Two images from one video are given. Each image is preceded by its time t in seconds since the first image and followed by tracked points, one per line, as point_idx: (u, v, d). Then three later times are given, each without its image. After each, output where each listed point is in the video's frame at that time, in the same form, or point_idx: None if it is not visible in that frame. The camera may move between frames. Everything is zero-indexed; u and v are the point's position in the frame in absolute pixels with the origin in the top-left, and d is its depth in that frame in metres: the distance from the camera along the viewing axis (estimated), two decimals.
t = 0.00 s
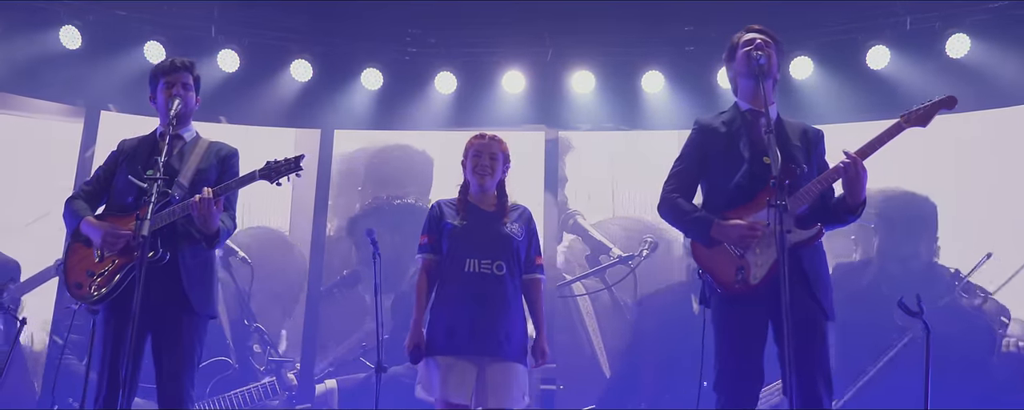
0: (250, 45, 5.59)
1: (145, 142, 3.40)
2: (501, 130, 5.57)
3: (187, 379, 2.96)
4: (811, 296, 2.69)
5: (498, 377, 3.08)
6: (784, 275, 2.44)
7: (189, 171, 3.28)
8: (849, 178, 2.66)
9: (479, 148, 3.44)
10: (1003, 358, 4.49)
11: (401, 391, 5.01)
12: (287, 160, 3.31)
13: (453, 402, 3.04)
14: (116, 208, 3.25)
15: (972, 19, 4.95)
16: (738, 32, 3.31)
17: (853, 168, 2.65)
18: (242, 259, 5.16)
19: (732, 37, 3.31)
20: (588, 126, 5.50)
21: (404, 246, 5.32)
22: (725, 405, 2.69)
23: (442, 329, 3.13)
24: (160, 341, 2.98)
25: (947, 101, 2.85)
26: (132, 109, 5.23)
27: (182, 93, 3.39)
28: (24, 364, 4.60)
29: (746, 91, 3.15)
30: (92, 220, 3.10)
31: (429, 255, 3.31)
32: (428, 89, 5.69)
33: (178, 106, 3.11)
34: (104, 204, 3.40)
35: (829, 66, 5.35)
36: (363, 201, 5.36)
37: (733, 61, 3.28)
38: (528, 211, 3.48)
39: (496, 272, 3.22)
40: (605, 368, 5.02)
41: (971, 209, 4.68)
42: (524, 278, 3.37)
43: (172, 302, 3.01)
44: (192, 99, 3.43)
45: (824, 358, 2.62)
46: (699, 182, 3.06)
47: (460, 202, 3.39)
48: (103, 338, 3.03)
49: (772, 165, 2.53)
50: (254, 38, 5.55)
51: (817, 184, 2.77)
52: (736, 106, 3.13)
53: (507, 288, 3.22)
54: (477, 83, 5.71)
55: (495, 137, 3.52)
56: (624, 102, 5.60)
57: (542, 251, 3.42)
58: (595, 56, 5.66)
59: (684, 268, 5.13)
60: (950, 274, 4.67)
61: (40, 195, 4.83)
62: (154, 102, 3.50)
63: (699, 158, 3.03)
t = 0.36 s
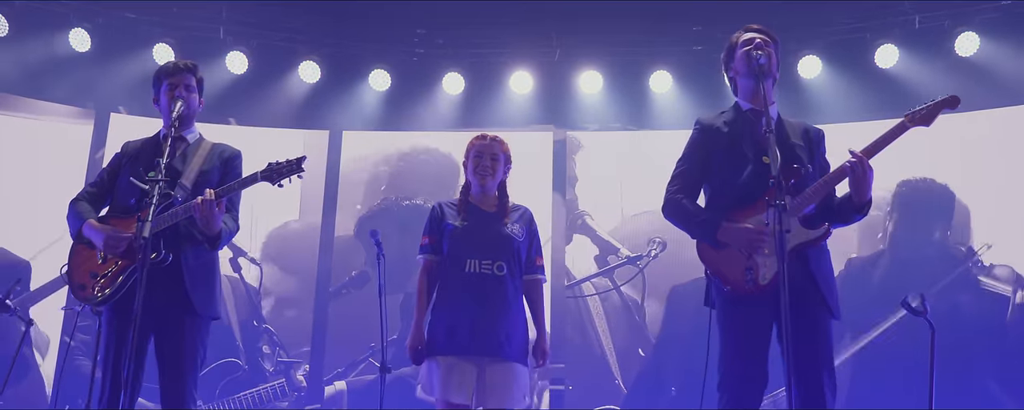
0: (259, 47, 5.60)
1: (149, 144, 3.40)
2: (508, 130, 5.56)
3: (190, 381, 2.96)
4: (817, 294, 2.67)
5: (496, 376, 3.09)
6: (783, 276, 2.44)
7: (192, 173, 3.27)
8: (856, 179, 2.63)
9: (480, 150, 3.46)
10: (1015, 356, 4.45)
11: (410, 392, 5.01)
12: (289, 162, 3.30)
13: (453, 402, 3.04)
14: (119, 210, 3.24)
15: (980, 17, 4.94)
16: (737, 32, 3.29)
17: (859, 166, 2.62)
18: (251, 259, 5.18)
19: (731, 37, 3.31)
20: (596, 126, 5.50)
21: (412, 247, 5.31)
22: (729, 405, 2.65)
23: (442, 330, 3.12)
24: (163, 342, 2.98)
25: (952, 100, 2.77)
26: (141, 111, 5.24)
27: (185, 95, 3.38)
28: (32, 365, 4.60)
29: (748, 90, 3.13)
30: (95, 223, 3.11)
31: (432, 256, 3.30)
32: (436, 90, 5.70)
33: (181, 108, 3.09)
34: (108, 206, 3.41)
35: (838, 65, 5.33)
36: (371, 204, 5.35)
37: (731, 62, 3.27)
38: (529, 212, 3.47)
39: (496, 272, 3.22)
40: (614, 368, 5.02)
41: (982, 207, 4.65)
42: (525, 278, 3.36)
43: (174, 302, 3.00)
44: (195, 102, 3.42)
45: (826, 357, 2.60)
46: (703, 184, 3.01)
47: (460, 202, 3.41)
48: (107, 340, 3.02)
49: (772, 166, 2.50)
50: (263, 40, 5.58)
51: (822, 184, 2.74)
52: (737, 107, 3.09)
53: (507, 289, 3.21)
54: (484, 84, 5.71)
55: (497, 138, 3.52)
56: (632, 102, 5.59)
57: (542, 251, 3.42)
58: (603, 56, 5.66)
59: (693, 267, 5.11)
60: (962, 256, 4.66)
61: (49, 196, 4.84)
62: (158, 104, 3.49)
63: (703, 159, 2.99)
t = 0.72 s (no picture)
0: (267, 48, 5.62)
1: (153, 146, 3.39)
2: (516, 130, 5.56)
3: (193, 381, 2.95)
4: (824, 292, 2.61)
5: (496, 375, 3.07)
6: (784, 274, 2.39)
7: (196, 174, 3.26)
8: (861, 176, 2.60)
9: (479, 150, 3.49)
10: None
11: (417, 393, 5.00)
12: (289, 164, 3.29)
13: (453, 402, 3.02)
14: (125, 212, 3.26)
15: (991, 15, 4.89)
16: (736, 33, 3.30)
17: (864, 162, 2.58)
18: (262, 260, 5.21)
19: (730, 39, 3.31)
20: (605, 125, 5.50)
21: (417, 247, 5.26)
22: (734, 405, 2.57)
23: (443, 330, 3.11)
24: (166, 341, 2.97)
25: (953, 96, 2.68)
26: (151, 112, 5.27)
27: (189, 97, 3.38)
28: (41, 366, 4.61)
29: (750, 88, 3.09)
30: (100, 223, 3.11)
31: (432, 257, 3.30)
32: (444, 91, 5.71)
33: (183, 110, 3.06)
34: (113, 208, 3.40)
35: (847, 64, 5.31)
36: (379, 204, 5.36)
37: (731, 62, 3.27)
38: (529, 211, 3.48)
39: (496, 272, 3.22)
40: (622, 368, 5.01)
41: (993, 207, 4.61)
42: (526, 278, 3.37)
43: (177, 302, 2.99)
44: (199, 105, 3.42)
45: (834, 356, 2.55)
46: (706, 185, 2.96)
47: (460, 203, 3.42)
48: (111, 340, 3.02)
49: (772, 166, 2.44)
50: (272, 42, 5.60)
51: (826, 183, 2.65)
52: (738, 107, 3.05)
53: (508, 289, 3.21)
54: (493, 85, 5.72)
55: (495, 139, 3.57)
56: (640, 102, 5.59)
57: (542, 250, 3.43)
58: (611, 56, 5.65)
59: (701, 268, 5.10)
60: (964, 242, 4.63)
61: (57, 197, 4.86)
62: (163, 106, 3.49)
63: (706, 160, 2.95)
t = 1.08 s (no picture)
0: (277, 51, 5.63)
1: (158, 149, 3.41)
2: (525, 130, 5.56)
3: (198, 382, 2.97)
4: (831, 290, 2.57)
5: (496, 377, 3.07)
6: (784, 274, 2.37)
7: (200, 176, 3.27)
8: (869, 175, 2.59)
9: (473, 150, 3.48)
10: None
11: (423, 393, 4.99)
12: (294, 166, 3.24)
13: (454, 402, 3.03)
14: (129, 215, 3.25)
15: (1002, 13, 4.84)
16: (734, 33, 3.28)
17: (872, 161, 2.56)
18: (272, 261, 5.23)
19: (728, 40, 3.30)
20: (615, 126, 5.50)
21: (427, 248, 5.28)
22: (741, 406, 2.56)
23: (443, 331, 3.11)
24: (171, 343, 2.98)
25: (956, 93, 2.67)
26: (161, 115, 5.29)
27: (194, 100, 3.41)
28: (50, 368, 4.62)
29: (751, 88, 3.08)
30: (104, 223, 3.13)
31: (430, 259, 3.31)
32: (453, 92, 5.71)
33: (187, 113, 3.06)
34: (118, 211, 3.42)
35: (858, 62, 5.28)
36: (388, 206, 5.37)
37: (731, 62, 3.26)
38: (526, 208, 3.48)
39: (495, 274, 3.20)
40: (632, 368, 5.00)
41: (1003, 205, 4.59)
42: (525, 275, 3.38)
43: (181, 303, 3.00)
44: (203, 108, 3.43)
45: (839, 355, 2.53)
46: (712, 188, 2.89)
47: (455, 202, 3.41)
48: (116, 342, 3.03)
49: (772, 165, 2.42)
50: (282, 44, 5.61)
51: (833, 183, 2.63)
52: (738, 107, 3.03)
53: (508, 291, 3.20)
54: (502, 86, 5.73)
55: (489, 138, 3.55)
56: (650, 102, 5.59)
57: (541, 244, 3.44)
58: (621, 56, 5.64)
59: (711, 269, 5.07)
60: (959, 234, 4.68)
61: (68, 199, 4.89)
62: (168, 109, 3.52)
63: (710, 162, 2.89)
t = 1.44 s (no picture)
0: (283, 52, 5.63)
1: (161, 151, 3.42)
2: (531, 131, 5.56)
3: (200, 382, 2.98)
4: (831, 290, 2.57)
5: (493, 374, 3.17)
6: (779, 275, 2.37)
7: (201, 179, 3.27)
8: (872, 174, 2.58)
9: (447, 152, 3.51)
10: None
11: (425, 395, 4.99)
12: (293, 168, 3.26)
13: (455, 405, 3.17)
14: (130, 217, 3.26)
15: (1010, 12, 4.80)
16: (729, 35, 3.31)
17: (875, 161, 2.56)
18: (279, 263, 5.24)
19: (726, 40, 3.31)
20: (622, 126, 5.49)
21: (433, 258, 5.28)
22: (744, 406, 2.57)
23: (446, 337, 3.21)
24: (173, 345, 2.99)
25: (954, 93, 2.69)
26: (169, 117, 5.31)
27: (196, 103, 3.43)
28: (56, 370, 4.65)
29: (749, 87, 3.09)
30: (105, 225, 3.14)
31: (417, 266, 3.31)
32: (460, 94, 5.72)
33: (187, 116, 3.05)
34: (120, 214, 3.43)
35: (867, 61, 5.23)
36: (394, 209, 5.39)
37: (728, 62, 3.27)
38: (507, 202, 3.48)
39: (485, 280, 3.28)
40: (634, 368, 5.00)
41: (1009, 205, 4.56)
42: (507, 262, 3.35)
43: (182, 305, 3.01)
44: (203, 112, 3.45)
45: (839, 354, 2.52)
46: (716, 191, 2.87)
47: (437, 207, 3.47)
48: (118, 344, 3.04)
49: (770, 165, 2.42)
50: (289, 46, 5.62)
51: (836, 183, 2.63)
52: (739, 107, 3.02)
53: (495, 295, 3.28)
54: (509, 86, 5.72)
55: (465, 138, 3.57)
56: (658, 103, 5.55)
57: (524, 235, 3.44)
58: (628, 56, 5.62)
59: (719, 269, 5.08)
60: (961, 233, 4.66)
61: (76, 202, 4.94)
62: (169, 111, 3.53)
63: (712, 162, 2.88)
